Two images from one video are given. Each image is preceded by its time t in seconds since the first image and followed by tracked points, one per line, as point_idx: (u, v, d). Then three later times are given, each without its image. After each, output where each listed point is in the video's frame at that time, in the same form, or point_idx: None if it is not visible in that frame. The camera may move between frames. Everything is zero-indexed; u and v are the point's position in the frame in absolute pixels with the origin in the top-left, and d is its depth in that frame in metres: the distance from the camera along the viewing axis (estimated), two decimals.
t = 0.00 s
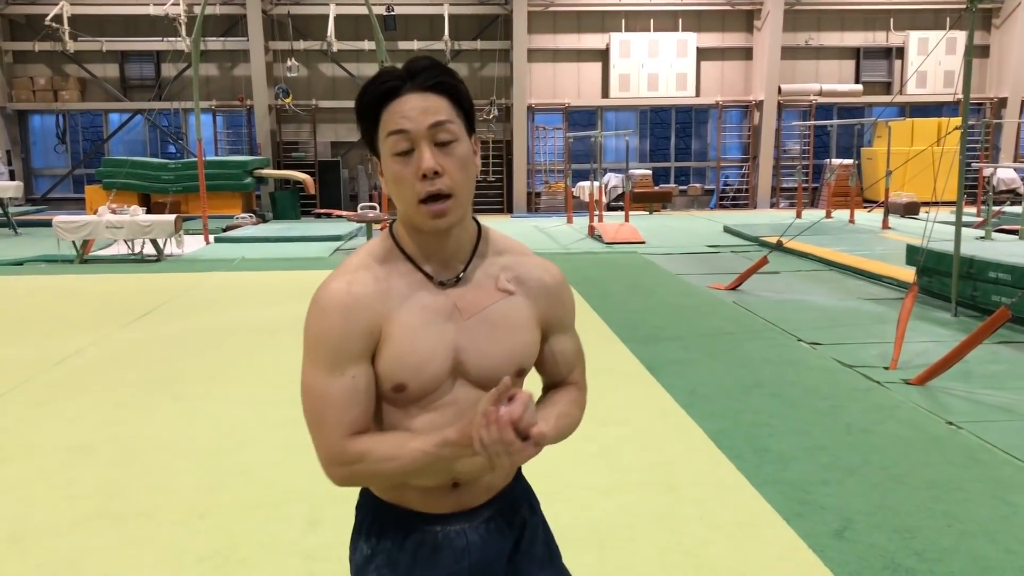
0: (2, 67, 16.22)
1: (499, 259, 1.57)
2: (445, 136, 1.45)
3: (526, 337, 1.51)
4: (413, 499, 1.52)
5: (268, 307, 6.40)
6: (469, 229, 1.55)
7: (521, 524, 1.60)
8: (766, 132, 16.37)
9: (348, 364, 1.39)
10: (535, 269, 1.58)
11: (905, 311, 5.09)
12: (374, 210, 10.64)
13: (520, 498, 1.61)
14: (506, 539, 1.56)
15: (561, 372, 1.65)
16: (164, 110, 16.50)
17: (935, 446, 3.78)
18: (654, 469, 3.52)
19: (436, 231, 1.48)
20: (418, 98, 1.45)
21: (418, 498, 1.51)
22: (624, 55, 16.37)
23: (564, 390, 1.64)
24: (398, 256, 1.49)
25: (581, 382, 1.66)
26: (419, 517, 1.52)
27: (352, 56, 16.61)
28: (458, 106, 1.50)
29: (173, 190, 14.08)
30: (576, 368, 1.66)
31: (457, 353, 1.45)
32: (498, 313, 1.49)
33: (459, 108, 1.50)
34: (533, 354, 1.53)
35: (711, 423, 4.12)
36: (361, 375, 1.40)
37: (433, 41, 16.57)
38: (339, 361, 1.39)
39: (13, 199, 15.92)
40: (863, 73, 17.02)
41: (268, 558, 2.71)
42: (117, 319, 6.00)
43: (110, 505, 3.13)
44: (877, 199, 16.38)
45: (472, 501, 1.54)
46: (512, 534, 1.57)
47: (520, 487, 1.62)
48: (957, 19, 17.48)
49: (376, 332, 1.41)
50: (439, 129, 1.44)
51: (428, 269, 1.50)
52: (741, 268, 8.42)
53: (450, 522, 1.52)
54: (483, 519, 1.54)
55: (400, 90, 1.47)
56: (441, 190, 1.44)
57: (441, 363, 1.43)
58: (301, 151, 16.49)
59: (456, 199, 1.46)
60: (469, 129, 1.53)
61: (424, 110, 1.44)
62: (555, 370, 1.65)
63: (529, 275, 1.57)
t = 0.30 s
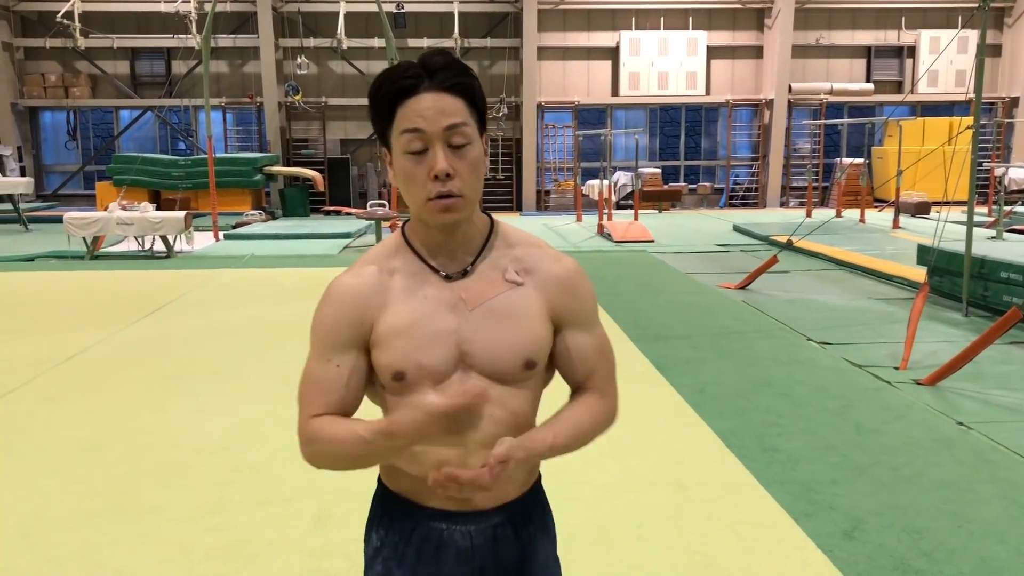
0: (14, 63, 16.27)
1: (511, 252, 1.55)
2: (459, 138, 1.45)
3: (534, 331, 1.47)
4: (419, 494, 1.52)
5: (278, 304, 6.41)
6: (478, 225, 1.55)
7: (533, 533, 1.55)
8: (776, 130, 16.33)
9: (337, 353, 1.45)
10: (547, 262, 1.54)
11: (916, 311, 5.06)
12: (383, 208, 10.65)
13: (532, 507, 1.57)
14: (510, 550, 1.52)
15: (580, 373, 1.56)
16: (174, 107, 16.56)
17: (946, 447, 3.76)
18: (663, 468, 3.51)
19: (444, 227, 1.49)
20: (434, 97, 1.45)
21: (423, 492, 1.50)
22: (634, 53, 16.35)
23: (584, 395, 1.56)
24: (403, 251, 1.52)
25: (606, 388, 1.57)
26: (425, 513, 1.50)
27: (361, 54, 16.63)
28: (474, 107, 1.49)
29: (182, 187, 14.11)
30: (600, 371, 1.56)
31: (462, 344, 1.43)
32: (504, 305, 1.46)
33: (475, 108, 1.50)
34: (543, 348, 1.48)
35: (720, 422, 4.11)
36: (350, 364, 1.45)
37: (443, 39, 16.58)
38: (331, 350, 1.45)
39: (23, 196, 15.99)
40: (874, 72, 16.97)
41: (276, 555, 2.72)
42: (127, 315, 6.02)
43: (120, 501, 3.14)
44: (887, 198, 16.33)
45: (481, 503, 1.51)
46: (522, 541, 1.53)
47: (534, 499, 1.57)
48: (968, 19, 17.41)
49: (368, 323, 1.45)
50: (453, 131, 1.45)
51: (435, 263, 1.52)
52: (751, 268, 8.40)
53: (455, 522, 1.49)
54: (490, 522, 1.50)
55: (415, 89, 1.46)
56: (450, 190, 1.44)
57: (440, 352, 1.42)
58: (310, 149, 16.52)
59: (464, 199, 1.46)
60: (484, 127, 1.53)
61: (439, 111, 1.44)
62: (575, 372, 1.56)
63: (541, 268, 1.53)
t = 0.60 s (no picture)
0: (26, 59, 16.37)
1: (538, 247, 1.55)
2: (506, 130, 1.46)
3: (551, 327, 1.47)
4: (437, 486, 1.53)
5: (287, 301, 6.42)
6: (512, 219, 1.57)
7: (550, 541, 1.53)
8: (786, 130, 16.28)
9: (363, 331, 1.52)
10: (571, 259, 1.53)
11: (927, 312, 5.03)
12: (393, 205, 10.66)
13: (551, 513, 1.55)
14: (523, 555, 1.50)
15: (603, 377, 1.53)
16: (185, 103, 16.63)
17: (955, 449, 3.74)
18: (671, 467, 3.51)
19: (480, 213, 1.50)
20: (488, 86, 1.47)
21: (441, 488, 1.53)
22: (644, 52, 16.32)
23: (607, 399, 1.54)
24: (436, 240, 1.56)
25: (630, 392, 1.53)
26: (441, 509, 1.52)
27: (371, 51, 16.64)
28: (525, 102, 1.51)
29: (192, 184, 14.15)
30: (625, 375, 1.53)
31: (475, 337, 1.45)
32: (520, 299, 1.47)
33: (526, 104, 1.51)
34: (559, 347, 1.47)
35: (729, 421, 4.10)
36: (377, 343, 1.52)
37: (453, 37, 16.58)
38: (357, 328, 1.52)
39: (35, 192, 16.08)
40: (885, 72, 16.91)
41: (284, 550, 2.73)
42: (137, 311, 6.04)
43: (130, 495, 3.15)
44: (898, 199, 16.27)
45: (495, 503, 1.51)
46: (536, 550, 1.52)
47: (554, 506, 1.56)
48: (982, 19, 17.30)
49: (392, 305, 1.51)
50: (503, 121, 1.46)
51: (463, 253, 1.54)
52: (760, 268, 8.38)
53: (468, 520, 1.50)
54: (504, 524, 1.50)
55: (472, 75, 1.49)
56: (489, 174, 1.46)
57: (454, 340, 1.45)
58: (320, 146, 16.56)
59: (500, 187, 1.47)
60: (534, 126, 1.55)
61: (492, 99, 1.46)
62: (598, 375, 1.53)
63: (566, 265, 1.52)
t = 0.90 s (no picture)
0: (37, 55, 16.41)
1: (565, 249, 1.55)
2: (534, 124, 1.47)
3: (577, 329, 1.47)
4: (453, 489, 1.54)
5: (297, 297, 6.43)
6: (538, 217, 1.57)
7: (564, 542, 1.54)
8: (796, 128, 16.23)
9: (385, 332, 1.52)
10: (597, 262, 1.53)
11: (936, 312, 5.02)
12: (401, 202, 10.66)
13: (566, 515, 1.56)
14: (538, 557, 1.52)
15: (621, 381, 1.56)
16: (194, 100, 16.68)
17: (964, 449, 3.73)
18: (679, 465, 3.51)
19: (505, 208, 1.50)
20: (516, 80, 1.48)
21: (458, 492, 1.53)
22: (654, 50, 16.28)
23: (621, 402, 1.55)
24: (460, 237, 1.55)
25: (644, 398, 1.55)
26: (457, 511, 1.53)
27: (380, 48, 16.65)
28: (553, 99, 1.52)
29: (202, 180, 14.20)
30: (639, 381, 1.56)
31: (502, 336, 1.46)
32: (548, 299, 1.47)
33: (554, 101, 1.52)
34: (585, 349, 1.48)
35: (737, 420, 4.09)
36: (397, 345, 1.53)
37: (462, 34, 16.59)
38: (380, 329, 1.52)
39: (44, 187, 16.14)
40: (896, 71, 16.85)
41: (293, 545, 2.73)
42: (147, 306, 6.06)
43: (140, 489, 3.16)
44: (908, 198, 16.22)
45: (512, 505, 1.52)
46: (552, 550, 1.53)
47: (569, 506, 1.57)
48: (994, 17, 17.22)
49: (415, 303, 1.50)
50: (532, 115, 1.47)
51: (488, 250, 1.54)
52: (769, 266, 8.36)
53: (484, 523, 1.51)
54: (521, 526, 1.51)
55: (501, 69, 1.50)
56: (516, 168, 1.46)
57: (480, 340, 1.45)
58: (329, 143, 16.59)
59: (527, 180, 1.47)
60: (558, 125, 1.56)
61: (519, 93, 1.47)
62: (617, 380, 1.56)
63: (593, 267, 1.53)
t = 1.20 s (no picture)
0: (44, 54, 16.45)
1: (573, 244, 1.59)
2: (542, 125, 1.48)
3: (593, 321, 1.51)
4: (465, 491, 1.54)
5: (302, 296, 6.44)
6: (543, 215, 1.59)
7: (576, 539, 1.57)
8: (801, 129, 16.22)
9: (399, 326, 1.47)
10: (606, 257, 1.58)
11: (941, 313, 5.01)
12: (406, 202, 10.68)
13: (575, 514, 1.59)
14: (552, 556, 1.54)
15: (631, 374, 1.60)
16: (200, 99, 16.72)
17: (969, 450, 3.72)
18: (683, 465, 3.51)
19: (514, 208, 1.51)
20: (522, 83, 1.48)
21: (470, 493, 1.53)
22: (659, 50, 16.29)
23: (631, 394, 1.59)
24: (467, 232, 1.55)
25: (652, 388, 1.61)
26: (469, 513, 1.53)
27: (386, 48, 16.68)
28: (556, 98, 1.53)
29: (208, 178, 14.24)
30: (647, 373, 1.61)
31: (520, 329, 1.47)
32: (564, 291, 1.50)
33: (557, 100, 1.53)
34: (600, 340, 1.52)
35: (742, 421, 4.09)
36: (411, 338, 1.48)
37: (468, 34, 16.60)
38: (392, 322, 1.47)
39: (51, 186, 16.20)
40: (902, 71, 16.82)
41: (298, 544, 2.73)
42: (153, 304, 6.08)
43: (147, 487, 3.17)
44: (913, 199, 16.21)
45: (526, 505, 1.54)
46: (564, 548, 1.56)
47: (577, 505, 1.60)
48: (1001, 18, 17.18)
49: (430, 298, 1.47)
50: (539, 117, 1.48)
51: (498, 245, 1.55)
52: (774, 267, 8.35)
53: (498, 524, 1.52)
54: (534, 525, 1.53)
55: (505, 70, 1.49)
56: (527, 171, 1.47)
57: (500, 332, 1.46)
58: (334, 142, 16.61)
59: (539, 182, 1.48)
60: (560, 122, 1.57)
61: (527, 95, 1.47)
62: (627, 372, 1.60)
63: (602, 262, 1.57)
